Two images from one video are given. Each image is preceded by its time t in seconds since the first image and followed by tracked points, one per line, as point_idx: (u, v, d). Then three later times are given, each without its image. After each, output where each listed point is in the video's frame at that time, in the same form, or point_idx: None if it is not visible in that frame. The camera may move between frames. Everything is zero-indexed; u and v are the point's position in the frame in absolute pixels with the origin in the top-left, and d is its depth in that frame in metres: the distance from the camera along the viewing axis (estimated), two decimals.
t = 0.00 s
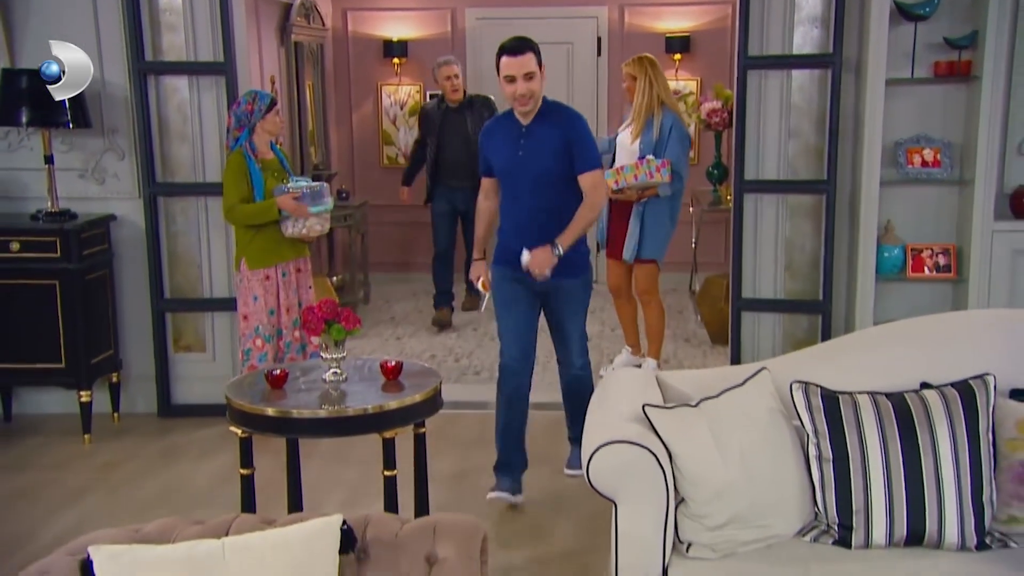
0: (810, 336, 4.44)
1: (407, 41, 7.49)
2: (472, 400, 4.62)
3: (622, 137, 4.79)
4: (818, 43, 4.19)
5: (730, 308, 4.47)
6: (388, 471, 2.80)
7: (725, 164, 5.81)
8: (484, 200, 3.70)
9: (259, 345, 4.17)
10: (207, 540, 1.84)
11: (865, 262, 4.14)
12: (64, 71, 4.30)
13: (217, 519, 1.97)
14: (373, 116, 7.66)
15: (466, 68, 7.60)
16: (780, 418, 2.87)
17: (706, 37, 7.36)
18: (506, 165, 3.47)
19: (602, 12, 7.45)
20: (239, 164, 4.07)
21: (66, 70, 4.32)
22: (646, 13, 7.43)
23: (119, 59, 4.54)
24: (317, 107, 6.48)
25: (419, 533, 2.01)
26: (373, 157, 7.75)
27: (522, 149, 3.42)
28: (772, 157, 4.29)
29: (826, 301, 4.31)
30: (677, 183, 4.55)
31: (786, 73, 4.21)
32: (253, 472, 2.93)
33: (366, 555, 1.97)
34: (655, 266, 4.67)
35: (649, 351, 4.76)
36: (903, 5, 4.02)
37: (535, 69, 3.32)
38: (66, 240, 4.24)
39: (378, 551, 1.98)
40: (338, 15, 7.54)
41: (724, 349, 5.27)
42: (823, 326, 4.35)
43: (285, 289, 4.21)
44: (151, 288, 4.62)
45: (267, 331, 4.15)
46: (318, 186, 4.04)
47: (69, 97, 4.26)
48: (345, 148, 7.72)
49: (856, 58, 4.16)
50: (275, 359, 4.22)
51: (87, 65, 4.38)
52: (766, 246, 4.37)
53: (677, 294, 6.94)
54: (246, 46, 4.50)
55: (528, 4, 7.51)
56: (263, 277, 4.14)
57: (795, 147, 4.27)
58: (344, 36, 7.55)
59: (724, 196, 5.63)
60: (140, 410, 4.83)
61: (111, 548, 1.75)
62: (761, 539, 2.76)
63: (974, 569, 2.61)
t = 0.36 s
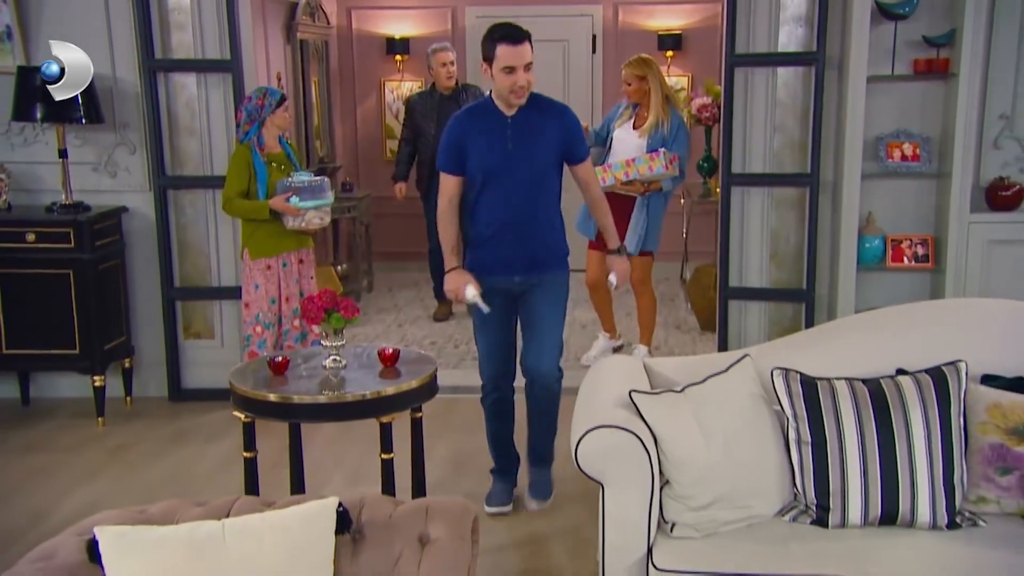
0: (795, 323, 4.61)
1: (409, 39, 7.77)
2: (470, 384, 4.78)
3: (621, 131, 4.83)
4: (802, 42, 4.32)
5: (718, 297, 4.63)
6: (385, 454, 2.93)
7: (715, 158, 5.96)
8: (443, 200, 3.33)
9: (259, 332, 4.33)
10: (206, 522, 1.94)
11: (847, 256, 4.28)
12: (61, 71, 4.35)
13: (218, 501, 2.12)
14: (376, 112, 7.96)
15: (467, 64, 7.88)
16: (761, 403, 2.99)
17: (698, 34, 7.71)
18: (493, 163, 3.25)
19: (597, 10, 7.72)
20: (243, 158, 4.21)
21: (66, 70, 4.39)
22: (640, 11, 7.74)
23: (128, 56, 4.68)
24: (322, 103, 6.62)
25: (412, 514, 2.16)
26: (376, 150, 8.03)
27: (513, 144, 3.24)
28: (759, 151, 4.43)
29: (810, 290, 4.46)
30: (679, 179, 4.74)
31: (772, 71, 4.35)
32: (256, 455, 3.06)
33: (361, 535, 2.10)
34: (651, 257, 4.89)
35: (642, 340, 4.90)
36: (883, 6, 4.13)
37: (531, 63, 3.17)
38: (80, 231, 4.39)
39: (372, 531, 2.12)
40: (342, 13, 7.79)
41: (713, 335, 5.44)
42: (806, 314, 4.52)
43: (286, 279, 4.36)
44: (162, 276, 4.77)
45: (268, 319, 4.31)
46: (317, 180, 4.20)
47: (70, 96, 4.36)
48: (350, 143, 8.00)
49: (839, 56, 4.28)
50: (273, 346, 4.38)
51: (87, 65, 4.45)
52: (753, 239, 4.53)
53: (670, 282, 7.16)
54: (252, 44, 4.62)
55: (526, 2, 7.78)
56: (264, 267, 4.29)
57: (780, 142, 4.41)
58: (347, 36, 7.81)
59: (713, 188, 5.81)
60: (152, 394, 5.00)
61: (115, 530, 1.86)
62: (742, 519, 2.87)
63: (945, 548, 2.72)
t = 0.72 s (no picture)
0: (776, 314, 4.80)
1: (410, 41, 8.03)
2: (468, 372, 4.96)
3: (602, 131, 5.04)
4: (784, 44, 4.49)
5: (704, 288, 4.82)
6: (383, 439, 3.08)
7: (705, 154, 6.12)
8: (448, 225, 3.02)
9: (260, 321, 4.50)
10: (207, 506, 2.06)
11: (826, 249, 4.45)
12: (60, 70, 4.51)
13: (220, 485, 2.25)
14: (378, 111, 8.24)
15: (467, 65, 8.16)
16: (740, 390, 3.14)
17: (687, 37, 7.94)
18: (501, 181, 3.03)
19: (590, 13, 7.98)
20: (251, 155, 4.39)
21: (66, 70, 4.51)
22: (632, 14, 7.98)
23: (139, 59, 4.85)
24: (327, 102, 6.77)
25: (403, 498, 2.29)
26: (378, 148, 8.32)
27: (520, 161, 3.05)
28: (743, 149, 4.60)
29: (791, 280, 4.64)
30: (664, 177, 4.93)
31: (755, 71, 4.50)
32: (259, 439, 3.22)
33: (356, 518, 2.23)
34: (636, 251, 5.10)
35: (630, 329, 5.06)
36: (862, 10, 4.29)
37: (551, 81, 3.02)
38: (93, 226, 4.57)
39: (366, 514, 2.25)
40: (346, 16, 8.03)
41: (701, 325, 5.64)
42: (787, 304, 4.71)
43: (289, 272, 4.52)
44: (173, 268, 4.95)
45: (269, 309, 4.47)
46: (322, 179, 4.38)
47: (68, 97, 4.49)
48: (354, 140, 8.29)
49: (819, 56, 4.42)
50: (274, 335, 4.53)
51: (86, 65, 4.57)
52: (737, 232, 4.71)
53: (662, 274, 7.38)
54: (258, 46, 4.78)
55: (523, 5, 8.05)
56: (268, 260, 4.45)
57: (763, 140, 4.58)
58: (351, 37, 8.08)
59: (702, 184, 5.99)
60: (164, 380, 5.19)
61: (121, 512, 1.97)
62: (720, 501, 3.02)
63: (913, 529, 2.86)
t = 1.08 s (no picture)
0: (758, 307, 5.05)
1: (412, 48, 8.48)
2: (466, 363, 5.17)
3: (571, 135, 5.23)
4: (765, 51, 4.74)
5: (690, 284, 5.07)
6: (381, 428, 3.25)
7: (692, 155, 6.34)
8: (461, 221, 2.80)
9: (269, 314, 4.69)
10: (211, 493, 2.20)
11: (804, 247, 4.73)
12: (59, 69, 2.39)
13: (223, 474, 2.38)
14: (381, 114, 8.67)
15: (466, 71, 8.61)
16: (719, 382, 3.29)
17: (675, 44, 8.43)
18: (522, 179, 2.91)
19: (583, 21, 8.45)
20: (263, 158, 4.58)
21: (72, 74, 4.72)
22: (622, 22, 8.43)
23: (154, 64, 5.06)
24: (333, 106, 6.98)
25: (398, 486, 2.33)
26: (383, 149, 8.76)
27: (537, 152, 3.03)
28: (726, 151, 4.86)
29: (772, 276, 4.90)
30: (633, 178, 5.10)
31: (737, 78, 4.77)
32: (264, 428, 3.40)
33: (353, 504, 2.29)
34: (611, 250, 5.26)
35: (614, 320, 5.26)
36: (838, 21, 4.61)
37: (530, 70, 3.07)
38: (109, 225, 4.77)
39: (363, 501, 2.30)
40: (352, 23, 8.49)
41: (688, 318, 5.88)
42: (768, 298, 4.97)
43: (296, 269, 4.72)
44: (185, 264, 5.16)
45: (277, 303, 4.66)
46: (333, 181, 4.53)
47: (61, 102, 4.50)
48: (359, 141, 8.72)
49: (798, 63, 4.71)
50: (282, 328, 4.70)
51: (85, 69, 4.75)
52: (721, 230, 4.97)
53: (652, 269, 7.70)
54: (265, 52, 4.98)
55: (519, 13, 8.51)
56: (276, 257, 4.65)
57: (745, 144, 4.84)
58: (356, 43, 8.53)
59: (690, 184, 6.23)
60: (176, 371, 5.41)
61: (129, 501, 2.12)
62: (700, 487, 3.16)
63: (884, 513, 3.00)
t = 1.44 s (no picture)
0: (741, 295, 5.33)
1: (414, 46, 8.81)
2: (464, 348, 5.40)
3: (547, 133, 5.31)
4: (748, 50, 5.02)
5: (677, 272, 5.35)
6: (380, 411, 3.42)
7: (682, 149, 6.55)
8: (507, 222, 2.85)
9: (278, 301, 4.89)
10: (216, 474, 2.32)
11: (784, 235, 4.97)
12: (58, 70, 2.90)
13: (228, 454, 2.51)
14: (385, 111, 9.02)
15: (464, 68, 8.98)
16: (702, 367, 3.44)
17: (664, 43, 8.77)
18: (529, 176, 3.00)
19: (576, 21, 8.81)
20: (274, 153, 4.74)
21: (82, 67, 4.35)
22: (614, 22, 8.78)
23: (166, 62, 5.26)
24: (338, 102, 7.17)
25: (393, 466, 2.52)
26: (385, 144, 9.12)
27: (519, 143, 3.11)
28: (711, 145, 5.14)
29: (754, 265, 5.19)
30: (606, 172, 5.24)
31: (722, 76, 5.03)
32: (269, 412, 3.55)
33: (352, 482, 2.46)
34: (584, 244, 5.39)
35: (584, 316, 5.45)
36: (819, 21, 4.83)
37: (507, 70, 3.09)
38: (123, 216, 4.98)
39: (360, 479, 2.48)
40: (356, 23, 8.83)
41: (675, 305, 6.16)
42: (751, 286, 5.25)
43: (304, 259, 4.91)
44: (196, 254, 5.35)
45: (286, 291, 4.85)
46: (343, 172, 4.74)
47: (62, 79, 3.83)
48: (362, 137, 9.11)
49: (778, 63, 4.97)
50: (290, 315, 4.91)
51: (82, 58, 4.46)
52: (706, 221, 5.25)
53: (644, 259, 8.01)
54: (271, 51, 5.17)
55: (515, 13, 8.89)
56: (286, 247, 4.84)
57: (729, 138, 5.12)
58: (360, 42, 8.87)
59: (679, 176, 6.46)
60: (189, 354, 5.63)
61: (140, 479, 2.23)
62: (683, 466, 3.31)
63: (857, 490, 3.16)
